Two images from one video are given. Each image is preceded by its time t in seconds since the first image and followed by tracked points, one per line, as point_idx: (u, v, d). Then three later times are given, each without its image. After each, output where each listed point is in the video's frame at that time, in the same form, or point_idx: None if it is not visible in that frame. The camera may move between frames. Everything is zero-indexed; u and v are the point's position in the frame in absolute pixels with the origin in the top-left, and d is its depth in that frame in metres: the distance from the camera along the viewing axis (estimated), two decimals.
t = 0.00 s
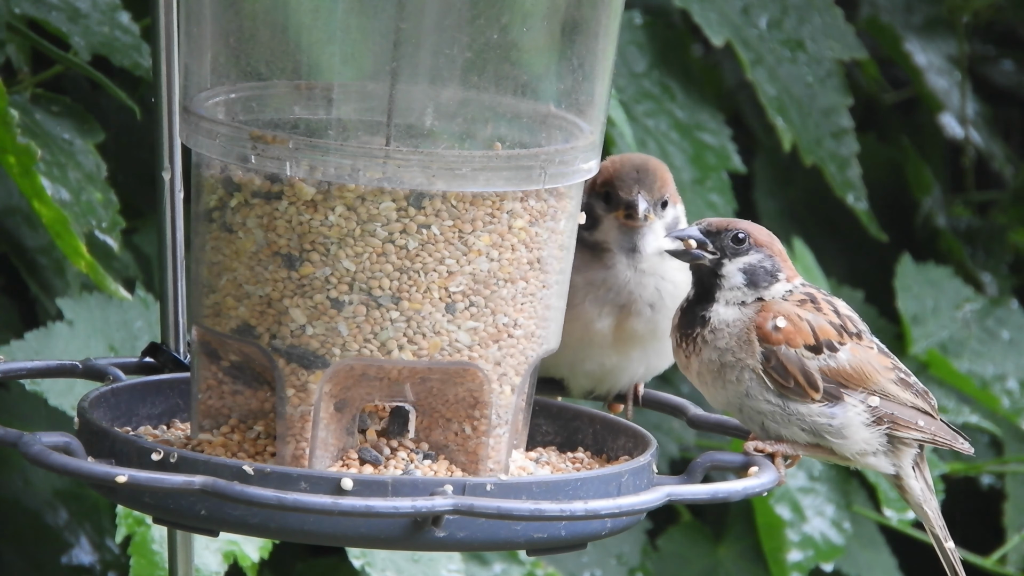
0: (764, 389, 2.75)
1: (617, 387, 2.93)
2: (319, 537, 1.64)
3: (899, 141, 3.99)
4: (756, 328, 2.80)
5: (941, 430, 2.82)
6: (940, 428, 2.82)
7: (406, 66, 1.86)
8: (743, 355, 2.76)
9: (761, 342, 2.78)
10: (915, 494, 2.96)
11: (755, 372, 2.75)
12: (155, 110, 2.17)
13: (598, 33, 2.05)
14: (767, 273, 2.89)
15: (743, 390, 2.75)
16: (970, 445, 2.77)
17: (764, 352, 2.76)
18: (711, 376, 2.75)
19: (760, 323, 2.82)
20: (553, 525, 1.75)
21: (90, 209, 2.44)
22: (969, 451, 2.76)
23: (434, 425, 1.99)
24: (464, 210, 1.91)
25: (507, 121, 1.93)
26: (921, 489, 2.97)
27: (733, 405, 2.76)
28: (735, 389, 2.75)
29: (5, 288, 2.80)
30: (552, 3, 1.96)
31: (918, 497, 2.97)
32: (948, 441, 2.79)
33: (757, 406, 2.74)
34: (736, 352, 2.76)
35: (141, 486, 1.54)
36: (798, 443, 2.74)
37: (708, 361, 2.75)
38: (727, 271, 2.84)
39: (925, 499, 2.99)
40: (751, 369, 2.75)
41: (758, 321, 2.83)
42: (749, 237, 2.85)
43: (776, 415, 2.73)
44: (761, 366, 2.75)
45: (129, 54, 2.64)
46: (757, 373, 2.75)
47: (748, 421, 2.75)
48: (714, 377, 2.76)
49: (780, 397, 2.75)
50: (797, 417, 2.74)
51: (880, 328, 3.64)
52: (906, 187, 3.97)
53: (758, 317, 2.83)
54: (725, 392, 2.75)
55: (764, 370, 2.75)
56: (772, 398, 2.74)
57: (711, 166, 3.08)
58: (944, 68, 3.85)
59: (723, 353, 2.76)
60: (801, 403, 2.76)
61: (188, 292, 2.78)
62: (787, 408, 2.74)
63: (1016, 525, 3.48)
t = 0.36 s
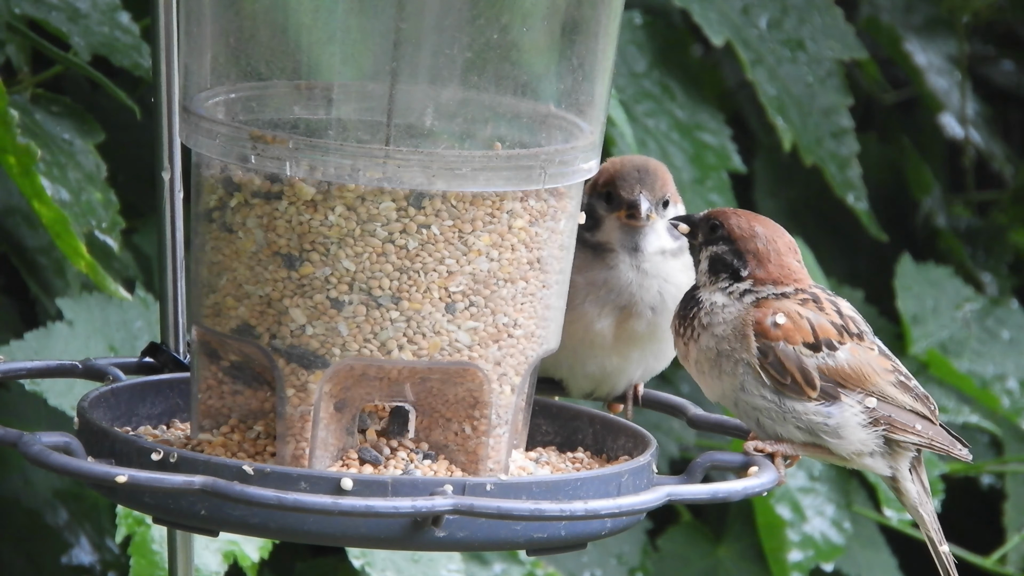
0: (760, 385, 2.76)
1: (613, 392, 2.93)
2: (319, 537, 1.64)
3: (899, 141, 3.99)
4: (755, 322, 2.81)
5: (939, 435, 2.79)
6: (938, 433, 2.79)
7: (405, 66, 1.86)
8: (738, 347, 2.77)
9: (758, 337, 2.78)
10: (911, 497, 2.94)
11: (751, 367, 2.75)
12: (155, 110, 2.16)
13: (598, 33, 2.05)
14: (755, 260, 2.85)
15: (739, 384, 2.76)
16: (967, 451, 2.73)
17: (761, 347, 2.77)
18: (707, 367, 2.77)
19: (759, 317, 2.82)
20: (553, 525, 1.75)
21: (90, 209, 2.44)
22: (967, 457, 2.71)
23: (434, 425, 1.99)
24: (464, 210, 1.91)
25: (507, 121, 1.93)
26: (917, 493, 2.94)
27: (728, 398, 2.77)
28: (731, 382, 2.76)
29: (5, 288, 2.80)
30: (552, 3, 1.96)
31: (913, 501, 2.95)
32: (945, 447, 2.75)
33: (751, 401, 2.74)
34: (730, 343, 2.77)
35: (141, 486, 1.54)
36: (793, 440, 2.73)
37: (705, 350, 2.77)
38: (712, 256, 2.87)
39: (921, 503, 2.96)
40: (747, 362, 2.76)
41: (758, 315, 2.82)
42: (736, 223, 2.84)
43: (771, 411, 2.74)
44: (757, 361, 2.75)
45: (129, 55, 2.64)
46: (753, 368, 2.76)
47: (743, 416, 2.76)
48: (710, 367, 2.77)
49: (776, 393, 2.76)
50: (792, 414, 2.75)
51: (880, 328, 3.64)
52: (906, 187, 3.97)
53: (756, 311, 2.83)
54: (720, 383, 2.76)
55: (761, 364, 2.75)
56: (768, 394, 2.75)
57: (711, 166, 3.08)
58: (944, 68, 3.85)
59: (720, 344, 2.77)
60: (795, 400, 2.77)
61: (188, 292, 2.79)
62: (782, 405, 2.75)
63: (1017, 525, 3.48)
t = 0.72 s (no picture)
0: (742, 370, 2.69)
1: (611, 395, 2.92)
2: (319, 537, 1.64)
3: (899, 141, 3.99)
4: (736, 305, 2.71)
5: (929, 434, 2.69)
6: (927, 432, 2.70)
7: (406, 66, 1.87)
8: (717, 329, 2.69)
9: (737, 320, 2.69)
10: (908, 494, 2.84)
11: (730, 351, 2.68)
12: (155, 109, 2.16)
13: (598, 33, 2.05)
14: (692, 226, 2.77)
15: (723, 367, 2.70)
16: (961, 454, 2.64)
17: (741, 331, 2.68)
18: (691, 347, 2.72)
19: (738, 298, 2.72)
20: (553, 525, 1.75)
21: (90, 209, 2.44)
22: (961, 459, 2.63)
23: (434, 425, 1.99)
24: (464, 210, 1.91)
25: (507, 121, 1.93)
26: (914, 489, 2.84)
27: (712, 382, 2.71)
28: (712, 365, 2.70)
29: (5, 288, 2.80)
30: (552, 3, 1.96)
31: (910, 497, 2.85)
32: (937, 448, 2.67)
33: (733, 386, 2.69)
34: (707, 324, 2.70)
35: (140, 486, 1.54)
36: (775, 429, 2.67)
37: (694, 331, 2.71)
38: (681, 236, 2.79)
39: (919, 500, 2.87)
40: (727, 346, 2.69)
41: (736, 298, 2.72)
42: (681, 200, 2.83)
43: (752, 398, 2.69)
44: (736, 344, 2.67)
45: (129, 54, 2.64)
46: (733, 352, 2.68)
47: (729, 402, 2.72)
48: (697, 350, 2.72)
49: (757, 379, 2.69)
50: (774, 402, 2.68)
51: (880, 328, 3.64)
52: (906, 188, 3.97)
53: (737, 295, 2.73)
54: (703, 366, 2.71)
55: (739, 347, 2.67)
56: (749, 380, 2.69)
57: (711, 166, 3.08)
58: (944, 68, 3.85)
59: (702, 324, 2.71)
60: (778, 386, 2.70)
61: (187, 292, 2.79)
62: (764, 392, 2.69)
63: (1017, 524, 3.47)
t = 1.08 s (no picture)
0: (744, 374, 2.72)
1: (612, 393, 2.95)
2: (318, 537, 1.64)
3: (899, 141, 3.99)
4: (739, 307, 2.76)
5: (932, 438, 2.72)
6: (930, 436, 2.72)
7: (405, 67, 1.87)
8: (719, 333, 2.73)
9: (739, 322, 2.74)
10: (907, 496, 2.87)
11: (734, 355, 2.72)
12: (155, 110, 2.16)
13: (598, 33, 2.05)
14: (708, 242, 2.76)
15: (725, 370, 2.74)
16: (961, 457, 2.67)
17: (743, 333, 2.72)
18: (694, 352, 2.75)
19: (742, 302, 2.77)
20: (553, 525, 1.75)
21: (90, 209, 2.44)
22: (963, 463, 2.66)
23: (434, 425, 1.99)
24: (464, 210, 1.91)
25: (507, 121, 1.93)
26: (913, 492, 2.87)
27: (714, 385, 2.75)
28: (717, 369, 2.73)
29: (5, 288, 2.80)
30: (552, 3, 1.96)
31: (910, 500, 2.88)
32: (937, 450, 2.69)
33: (736, 390, 2.73)
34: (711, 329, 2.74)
35: (140, 486, 1.54)
36: (779, 433, 2.69)
37: (693, 337, 2.75)
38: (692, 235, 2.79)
39: (919, 503, 2.89)
40: (730, 350, 2.72)
41: (739, 301, 2.77)
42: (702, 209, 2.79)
43: (755, 402, 2.72)
44: (738, 346, 2.71)
45: (129, 55, 2.64)
46: (735, 355, 2.72)
47: (732, 405, 2.75)
48: (700, 355, 2.75)
49: (759, 382, 2.72)
50: (776, 406, 2.71)
51: (880, 328, 3.64)
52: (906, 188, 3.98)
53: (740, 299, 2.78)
54: (706, 371, 2.74)
55: (742, 350, 2.71)
56: (751, 383, 2.72)
57: (711, 166, 3.08)
58: (944, 68, 3.85)
59: (704, 331, 2.74)
60: (779, 389, 2.73)
61: (188, 292, 2.79)
62: (766, 395, 2.72)
63: (1016, 525, 3.47)
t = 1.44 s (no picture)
0: (754, 393, 2.74)
1: (611, 397, 2.97)
2: (319, 536, 1.64)
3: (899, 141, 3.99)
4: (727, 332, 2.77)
5: (951, 404, 2.77)
6: (949, 402, 2.77)
7: (406, 66, 1.87)
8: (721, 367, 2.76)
9: (734, 345, 2.75)
10: (933, 483, 2.88)
11: (739, 379, 2.74)
12: (155, 109, 2.16)
13: (598, 33, 2.05)
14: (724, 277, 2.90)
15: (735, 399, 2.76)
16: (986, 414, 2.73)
17: (740, 354, 2.74)
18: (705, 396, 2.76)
19: (729, 323, 2.78)
20: (553, 525, 1.75)
21: (90, 209, 2.44)
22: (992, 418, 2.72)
23: (434, 425, 1.99)
24: (464, 210, 1.91)
25: (507, 121, 1.93)
26: (940, 477, 2.88)
27: (732, 417, 2.76)
28: (729, 401, 2.75)
29: (5, 288, 2.80)
30: (552, 4, 1.96)
31: (936, 485, 2.89)
32: (963, 413, 2.75)
33: (750, 412, 2.74)
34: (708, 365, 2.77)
35: (140, 486, 1.54)
36: (800, 442, 2.73)
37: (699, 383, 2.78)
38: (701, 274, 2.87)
39: (946, 487, 2.91)
40: (734, 375, 2.74)
41: (726, 323, 2.78)
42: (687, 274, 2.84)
43: (771, 417, 2.74)
44: (741, 368, 2.73)
45: (129, 55, 2.64)
46: (739, 378, 2.74)
47: (750, 430, 2.76)
48: (710, 395, 2.78)
49: (770, 397, 2.75)
50: (791, 415, 2.75)
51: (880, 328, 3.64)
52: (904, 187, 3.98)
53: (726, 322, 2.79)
54: (721, 405, 2.76)
55: (745, 370, 2.73)
56: (763, 400, 2.74)
57: (711, 166, 3.09)
58: (944, 68, 3.85)
59: (709, 373, 2.77)
60: (790, 398, 2.76)
61: (188, 293, 2.79)
62: (780, 407, 2.75)
63: (1017, 525, 3.47)
